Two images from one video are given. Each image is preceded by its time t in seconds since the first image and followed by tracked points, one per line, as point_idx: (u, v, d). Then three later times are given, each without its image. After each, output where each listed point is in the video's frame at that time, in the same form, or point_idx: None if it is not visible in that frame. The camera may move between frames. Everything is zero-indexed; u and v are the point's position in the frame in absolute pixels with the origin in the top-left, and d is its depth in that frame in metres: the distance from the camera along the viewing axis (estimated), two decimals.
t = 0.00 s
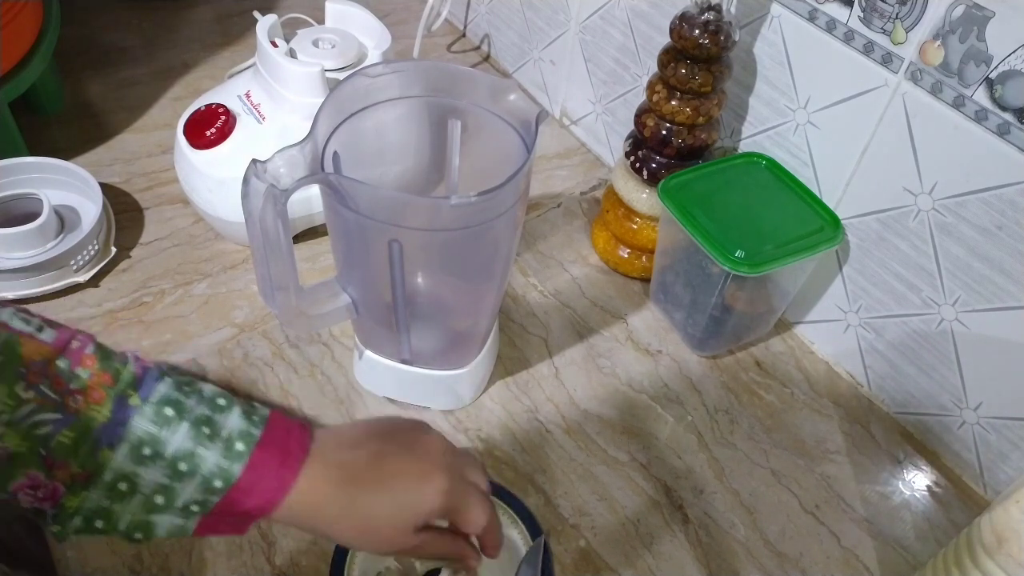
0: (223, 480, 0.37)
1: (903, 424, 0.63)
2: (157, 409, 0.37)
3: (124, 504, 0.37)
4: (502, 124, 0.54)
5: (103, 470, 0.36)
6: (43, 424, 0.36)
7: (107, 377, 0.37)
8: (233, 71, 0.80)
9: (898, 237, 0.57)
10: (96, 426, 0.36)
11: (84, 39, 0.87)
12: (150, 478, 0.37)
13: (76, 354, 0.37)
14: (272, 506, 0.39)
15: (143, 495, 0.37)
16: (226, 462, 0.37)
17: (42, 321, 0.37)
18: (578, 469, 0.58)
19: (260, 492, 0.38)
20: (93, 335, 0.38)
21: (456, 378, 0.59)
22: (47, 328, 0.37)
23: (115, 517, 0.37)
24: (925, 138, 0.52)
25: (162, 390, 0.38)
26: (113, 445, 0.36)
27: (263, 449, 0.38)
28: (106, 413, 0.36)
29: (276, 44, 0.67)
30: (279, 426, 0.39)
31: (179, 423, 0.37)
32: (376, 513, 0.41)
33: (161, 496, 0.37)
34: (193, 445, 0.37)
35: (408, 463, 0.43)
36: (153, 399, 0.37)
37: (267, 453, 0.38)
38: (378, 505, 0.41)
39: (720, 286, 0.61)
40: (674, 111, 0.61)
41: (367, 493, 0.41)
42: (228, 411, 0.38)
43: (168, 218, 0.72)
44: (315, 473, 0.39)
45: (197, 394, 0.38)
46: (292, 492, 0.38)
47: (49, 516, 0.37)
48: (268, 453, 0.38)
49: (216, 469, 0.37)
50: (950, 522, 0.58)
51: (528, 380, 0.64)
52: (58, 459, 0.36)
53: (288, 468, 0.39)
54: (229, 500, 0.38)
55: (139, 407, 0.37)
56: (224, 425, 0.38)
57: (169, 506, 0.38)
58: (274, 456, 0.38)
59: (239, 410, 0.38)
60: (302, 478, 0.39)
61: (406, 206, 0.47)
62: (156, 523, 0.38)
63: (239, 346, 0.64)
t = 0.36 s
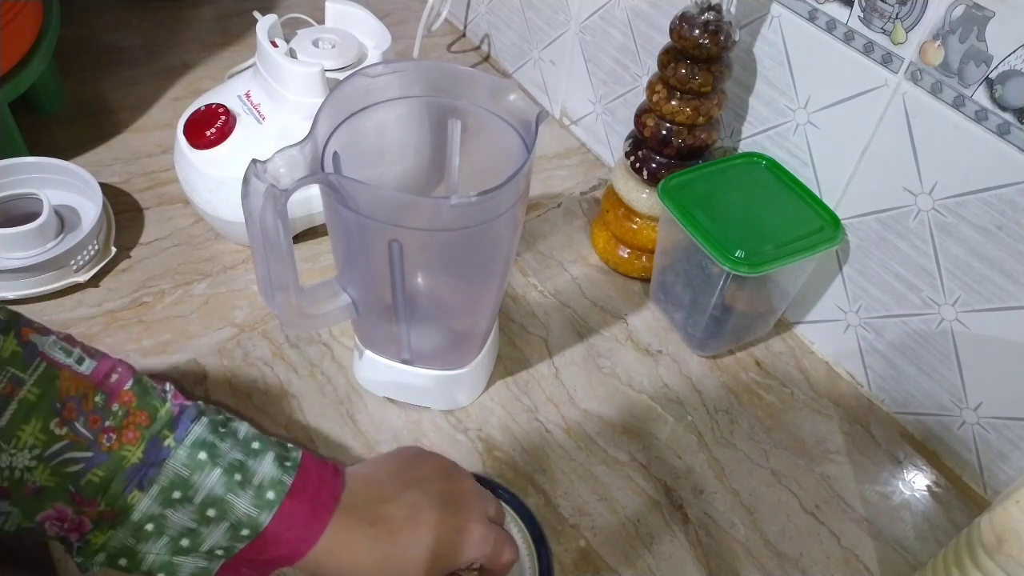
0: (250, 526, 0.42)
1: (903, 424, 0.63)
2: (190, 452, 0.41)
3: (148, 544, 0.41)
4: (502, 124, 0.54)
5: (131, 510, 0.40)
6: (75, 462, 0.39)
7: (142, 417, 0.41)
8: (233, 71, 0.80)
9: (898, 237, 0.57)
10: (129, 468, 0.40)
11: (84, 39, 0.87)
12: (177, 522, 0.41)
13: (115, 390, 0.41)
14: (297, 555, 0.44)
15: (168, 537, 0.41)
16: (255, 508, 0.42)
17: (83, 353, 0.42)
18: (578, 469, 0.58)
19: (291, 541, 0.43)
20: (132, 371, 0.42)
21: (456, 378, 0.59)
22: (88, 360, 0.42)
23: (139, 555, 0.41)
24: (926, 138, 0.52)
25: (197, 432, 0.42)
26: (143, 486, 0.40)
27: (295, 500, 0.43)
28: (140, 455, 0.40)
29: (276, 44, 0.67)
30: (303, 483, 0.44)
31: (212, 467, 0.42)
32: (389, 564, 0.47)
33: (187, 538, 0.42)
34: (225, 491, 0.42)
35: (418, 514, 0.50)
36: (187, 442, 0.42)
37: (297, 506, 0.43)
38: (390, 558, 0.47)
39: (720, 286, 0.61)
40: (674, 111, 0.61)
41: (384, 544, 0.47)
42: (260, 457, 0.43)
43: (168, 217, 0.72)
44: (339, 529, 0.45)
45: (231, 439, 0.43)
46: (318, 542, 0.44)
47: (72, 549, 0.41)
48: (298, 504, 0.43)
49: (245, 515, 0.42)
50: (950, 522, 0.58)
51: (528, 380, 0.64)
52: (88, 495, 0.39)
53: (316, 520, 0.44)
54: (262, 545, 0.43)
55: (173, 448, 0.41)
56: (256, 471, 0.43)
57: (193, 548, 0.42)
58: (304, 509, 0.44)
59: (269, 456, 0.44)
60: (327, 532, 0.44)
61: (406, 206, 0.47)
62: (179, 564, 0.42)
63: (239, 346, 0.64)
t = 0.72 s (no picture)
0: (223, 480, 0.39)
1: (903, 424, 0.63)
2: (157, 413, 0.39)
3: (120, 510, 0.38)
4: (502, 124, 0.54)
5: (101, 475, 0.37)
6: (43, 433, 0.36)
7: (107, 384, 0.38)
8: (233, 71, 0.80)
9: (898, 237, 0.57)
10: (95, 432, 0.37)
11: (84, 39, 0.87)
12: (148, 482, 0.38)
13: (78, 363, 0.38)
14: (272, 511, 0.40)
15: (140, 500, 0.38)
16: (227, 461, 0.39)
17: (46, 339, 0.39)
18: (579, 469, 0.58)
19: (263, 497, 0.40)
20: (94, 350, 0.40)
21: (456, 379, 0.59)
22: (50, 343, 0.39)
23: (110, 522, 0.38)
24: (925, 138, 0.52)
25: (163, 396, 0.39)
26: (113, 449, 0.38)
27: (265, 451, 0.40)
28: (108, 419, 0.38)
29: (276, 44, 0.67)
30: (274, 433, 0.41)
31: (180, 424, 0.39)
32: (390, 508, 0.43)
33: (160, 501, 0.39)
34: (193, 446, 0.39)
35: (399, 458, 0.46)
36: (154, 404, 0.39)
37: (268, 457, 0.40)
38: (387, 499, 0.44)
39: (720, 286, 0.61)
40: (674, 111, 0.61)
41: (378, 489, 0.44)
42: (228, 414, 0.40)
43: (168, 218, 0.72)
44: (320, 482, 0.41)
45: (197, 404, 0.40)
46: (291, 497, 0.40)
47: (46, 530, 0.38)
48: (269, 456, 0.40)
49: (216, 469, 0.39)
50: (950, 522, 0.58)
51: (528, 380, 0.64)
52: (60, 465, 0.37)
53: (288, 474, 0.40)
54: (233, 500, 0.39)
55: (139, 412, 0.38)
56: (224, 427, 0.40)
57: (166, 512, 0.39)
58: (275, 461, 0.40)
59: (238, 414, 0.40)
60: (303, 485, 0.41)
61: (406, 206, 0.47)
62: (154, 530, 0.39)
63: (239, 346, 0.64)
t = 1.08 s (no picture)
0: (158, 405, 0.43)
1: (903, 424, 0.63)
2: (86, 359, 0.43)
3: (53, 445, 0.41)
4: (502, 124, 0.54)
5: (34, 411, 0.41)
6: None
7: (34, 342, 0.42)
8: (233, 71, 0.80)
9: (898, 237, 0.57)
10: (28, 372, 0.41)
11: (84, 39, 0.87)
12: (81, 417, 0.42)
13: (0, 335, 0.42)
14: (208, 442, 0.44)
15: (73, 435, 0.41)
16: (160, 390, 0.44)
17: None
18: (579, 469, 0.58)
19: (199, 422, 0.44)
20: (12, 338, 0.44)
21: (455, 378, 0.59)
22: None
23: (42, 458, 0.41)
24: (925, 138, 0.52)
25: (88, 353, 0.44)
26: (45, 387, 0.41)
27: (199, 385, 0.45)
28: (39, 363, 0.42)
29: (276, 44, 0.67)
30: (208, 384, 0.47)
31: (111, 367, 0.43)
32: (353, 449, 0.47)
33: (93, 436, 0.42)
34: (126, 381, 0.43)
35: (366, 417, 0.50)
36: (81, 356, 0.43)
37: (202, 389, 0.45)
38: (353, 441, 0.47)
39: (720, 286, 0.61)
40: (674, 111, 0.61)
41: (346, 434, 0.48)
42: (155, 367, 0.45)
43: (168, 218, 0.72)
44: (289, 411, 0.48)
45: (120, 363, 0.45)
46: (228, 423, 0.45)
47: None
48: (203, 388, 0.45)
49: (152, 396, 0.43)
50: (950, 522, 0.58)
51: (528, 380, 0.64)
52: None
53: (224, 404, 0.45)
54: (168, 426, 0.43)
55: (69, 359, 0.43)
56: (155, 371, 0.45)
57: (100, 446, 0.42)
58: (211, 391, 0.45)
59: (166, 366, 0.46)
60: (236, 414, 0.45)
61: (407, 206, 0.47)
62: (88, 465, 0.42)
63: (239, 346, 0.64)
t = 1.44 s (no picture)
0: (129, 403, 0.47)
1: (903, 424, 0.63)
2: (59, 360, 0.47)
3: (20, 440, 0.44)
4: (502, 124, 0.54)
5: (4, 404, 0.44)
6: None
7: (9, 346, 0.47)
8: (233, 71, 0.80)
9: (898, 237, 0.57)
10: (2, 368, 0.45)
11: (84, 39, 0.87)
12: (51, 413, 0.45)
13: None
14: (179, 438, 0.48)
15: (42, 431, 0.45)
16: (130, 388, 0.47)
17: None
18: (578, 469, 0.58)
19: (171, 418, 0.48)
20: None
21: (455, 378, 0.59)
22: None
23: (10, 452, 0.44)
24: (925, 138, 0.52)
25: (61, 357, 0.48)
26: (15, 383, 0.45)
27: (172, 384, 0.49)
28: (11, 362, 0.46)
29: (276, 44, 0.67)
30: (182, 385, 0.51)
31: (82, 367, 0.47)
32: (337, 447, 0.52)
33: (62, 431, 0.45)
34: (97, 380, 0.47)
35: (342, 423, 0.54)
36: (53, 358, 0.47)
37: (175, 389, 0.49)
38: (334, 439, 0.52)
39: (720, 286, 0.61)
40: (674, 111, 0.61)
41: (324, 431, 0.52)
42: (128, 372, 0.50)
43: (168, 218, 0.72)
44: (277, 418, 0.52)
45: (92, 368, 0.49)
46: (202, 420, 0.49)
47: None
48: (177, 387, 0.49)
49: (122, 394, 0.47)
50: (950, 522, 0.58)
51: (528, 380, 0.64)
52: None
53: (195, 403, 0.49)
54: (141, 423, 0.47)
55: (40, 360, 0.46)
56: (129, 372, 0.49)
57: (70, 442, 0.45)
58: (185, 390, 0.49)
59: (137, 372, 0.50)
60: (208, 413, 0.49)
61: (407, 206, 0.47)
62: (56, 461, 0.44)
63: (239, 346, 0.64)
